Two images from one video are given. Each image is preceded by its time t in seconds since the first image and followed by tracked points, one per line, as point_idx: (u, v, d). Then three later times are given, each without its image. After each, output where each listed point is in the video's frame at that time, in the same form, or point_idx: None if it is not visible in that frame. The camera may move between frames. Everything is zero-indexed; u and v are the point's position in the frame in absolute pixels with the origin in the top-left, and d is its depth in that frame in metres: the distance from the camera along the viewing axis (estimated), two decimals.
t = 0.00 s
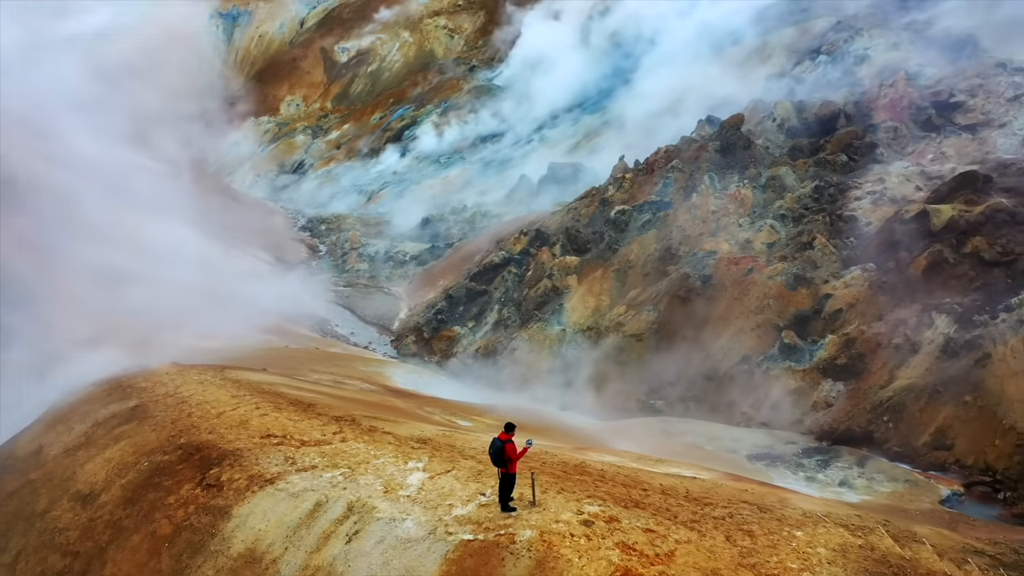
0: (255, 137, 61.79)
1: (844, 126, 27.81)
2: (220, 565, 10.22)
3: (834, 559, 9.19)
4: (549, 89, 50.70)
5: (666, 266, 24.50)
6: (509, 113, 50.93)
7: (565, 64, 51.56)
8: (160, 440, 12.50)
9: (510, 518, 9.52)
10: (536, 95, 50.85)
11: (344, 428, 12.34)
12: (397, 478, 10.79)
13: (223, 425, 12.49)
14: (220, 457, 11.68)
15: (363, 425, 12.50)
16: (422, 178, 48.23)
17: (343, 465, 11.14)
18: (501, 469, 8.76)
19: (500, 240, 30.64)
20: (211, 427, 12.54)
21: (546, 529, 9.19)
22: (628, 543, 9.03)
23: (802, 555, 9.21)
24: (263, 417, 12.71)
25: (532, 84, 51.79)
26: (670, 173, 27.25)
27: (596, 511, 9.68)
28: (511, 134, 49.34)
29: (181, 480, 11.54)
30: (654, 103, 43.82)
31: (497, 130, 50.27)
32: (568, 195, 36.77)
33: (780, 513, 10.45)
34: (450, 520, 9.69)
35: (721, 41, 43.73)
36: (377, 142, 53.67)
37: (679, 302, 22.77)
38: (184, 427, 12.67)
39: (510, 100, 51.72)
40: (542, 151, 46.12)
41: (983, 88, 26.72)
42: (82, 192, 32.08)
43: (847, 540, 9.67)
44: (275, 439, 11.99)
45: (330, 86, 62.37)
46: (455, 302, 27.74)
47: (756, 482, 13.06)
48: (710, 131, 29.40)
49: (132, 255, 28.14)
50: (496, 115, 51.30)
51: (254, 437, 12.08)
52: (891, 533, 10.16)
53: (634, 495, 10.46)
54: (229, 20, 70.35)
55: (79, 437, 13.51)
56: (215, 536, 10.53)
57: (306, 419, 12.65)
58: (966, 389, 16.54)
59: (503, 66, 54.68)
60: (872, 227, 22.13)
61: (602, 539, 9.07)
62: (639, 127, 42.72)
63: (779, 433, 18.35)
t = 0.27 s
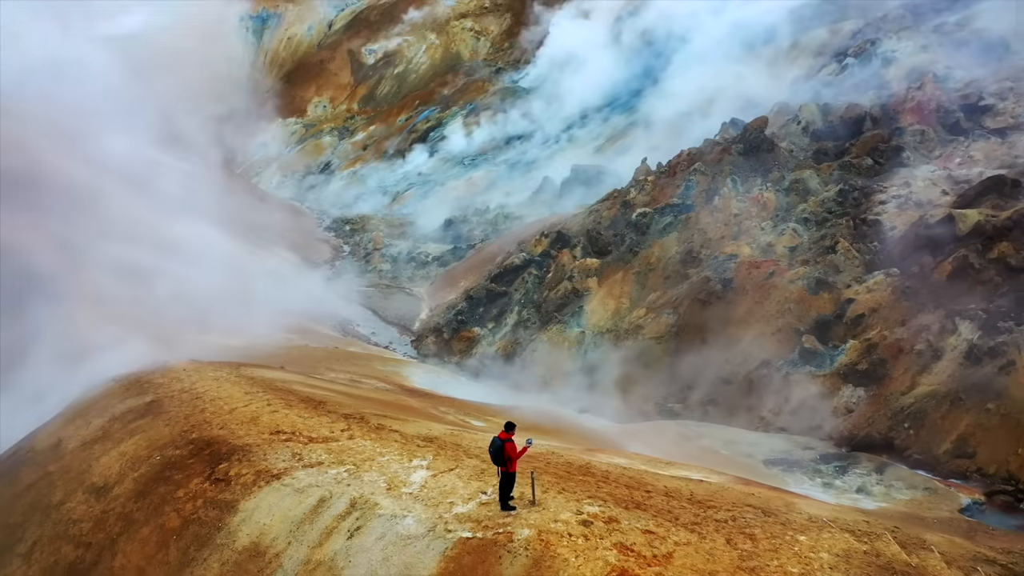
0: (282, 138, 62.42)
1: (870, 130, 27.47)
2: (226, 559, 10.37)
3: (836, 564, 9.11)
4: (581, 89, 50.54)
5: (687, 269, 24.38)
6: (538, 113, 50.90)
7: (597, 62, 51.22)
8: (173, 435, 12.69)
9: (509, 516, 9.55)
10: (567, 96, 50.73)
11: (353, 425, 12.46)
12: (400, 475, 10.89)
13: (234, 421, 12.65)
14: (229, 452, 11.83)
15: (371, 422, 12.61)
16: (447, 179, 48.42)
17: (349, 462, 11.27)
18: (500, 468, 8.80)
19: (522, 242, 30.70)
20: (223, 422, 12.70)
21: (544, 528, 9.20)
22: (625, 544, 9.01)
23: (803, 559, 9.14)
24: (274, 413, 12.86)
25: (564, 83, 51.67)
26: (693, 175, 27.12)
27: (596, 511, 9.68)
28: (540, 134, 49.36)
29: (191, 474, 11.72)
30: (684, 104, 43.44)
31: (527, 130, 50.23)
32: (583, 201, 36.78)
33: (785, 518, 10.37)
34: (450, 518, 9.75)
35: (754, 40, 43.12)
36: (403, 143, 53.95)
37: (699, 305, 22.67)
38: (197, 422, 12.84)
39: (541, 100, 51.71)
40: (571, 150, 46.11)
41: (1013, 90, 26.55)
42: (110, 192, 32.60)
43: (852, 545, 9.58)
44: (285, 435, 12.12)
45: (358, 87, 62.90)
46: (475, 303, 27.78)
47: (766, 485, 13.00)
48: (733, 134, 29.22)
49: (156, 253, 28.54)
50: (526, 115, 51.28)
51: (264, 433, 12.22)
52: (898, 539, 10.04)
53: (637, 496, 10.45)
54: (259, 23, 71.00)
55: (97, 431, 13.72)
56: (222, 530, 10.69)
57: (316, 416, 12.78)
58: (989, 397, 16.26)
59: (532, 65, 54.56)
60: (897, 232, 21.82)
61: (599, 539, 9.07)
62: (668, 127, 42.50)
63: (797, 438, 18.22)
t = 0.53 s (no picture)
0: (309, 139, 62.97)
1: (896, 133, 27.10)
2: (230, 554, 10.35)
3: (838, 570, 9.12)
4: (611, 87, 50.55)
5: (707, 272, 24.24)
6: (567, 112, 50.86)
7: (628, 61, 51.42)
8: (185, 431, 12.80)
9: (508, 516, 9.47)
10: (597, 94, 50.74)
11: (361, 424, 12.56)
12: (404, 474, 10.92)
13: (244, 418, 12.78)
14: (239, 448, 11.93)
15: (379, 421, 12.71)
16: (471, 181, 48.59)
17: (354, 460, 11.32)
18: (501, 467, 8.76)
19: (543, 244, 30.76)
20: (234, 419, 12.82)
21: (542, 528, 9.09)
22: (624, 546, 8.89)
23: (805, 565, 9.09)
24: (283, 411, 12.99)
25: (594, 82, 51.75)
26: (715, 179, 26.96)
27: (595, 513, 9.62)
28: (568, 133, 49.30)
29: (199, 470, 11.77)
30: (715, 101, 43.26)
31: (555, 130, 50.26)
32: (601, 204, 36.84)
33: (787, 524, 10.35)
34: (449, 517, 9.70)
35: (787, 41, 43.24)
36: (428, 145, 54.17)
37: (719, 310, 22.56)
38: (209, 419, 12.98)
39: (570, 100, 51.73)
40: (598, 149, 45.98)
41: None
42: (139, 190, 33.04)
43: (855, 552, 9.62)
44: (293, 433, 12.24)
45: (384, 90, 63.31)
46: (495, 305, 27.92)
47: (775, 491, 12.95)
48: (758, 137, 28.81)
49: (182, 253, 28.90)
50: (555, 115, 51.33)
51: (273, 430, 12.34)
52: (904, 547, 10.09)
53: (638, 500, 10.42)
54: (287, 25, 72.79)
55: (113, 426, 13.90)
56: (227, 524, 10.70)
57: (324, 415, 12.90)
58: (1012, 406, 15.88)
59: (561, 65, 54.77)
60: (921, 238, 21.44)
61: (598, 540, 8.95)
62: (696, 126, 42.31)
63: (816, 445, 18.02)
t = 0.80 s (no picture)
0: (334, 141, 63.48)
1: (922, 138, 26.74)
2: (234, 549, 10.52)
3: None
4: (642, 87, 50.27)
5: (727, 277, 24.08)
6: (596, 113, 50.71)
7: (658, 60, 51.12)
8: (196, 427, 12.98)
9: (507, 516, 9.53)
10: (627, 94, 50.47)
11: (367, 423, 12.65)
12: (406, 473, 11.00)
13: (254, 415, 12.94)
14: (246, 445, 12.09)
15: (386, 420, 12.81)
16: (494, 184, 48.72)
17: (358, 458, 11.43)
18: (501, 468, 8.90)
19: (563, 247, 30.74)
20: (244, 416, 12.99)
21: (539, 529, 9.15)
22: (620, 548, 8.94)
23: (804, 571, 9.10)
24: (292, 409, 13.12)
25: (625, 82, 51.49)
26: (737, 182, 26.80)
27: (593, 514, 9.64)
28: (597, 133, 49.18)
29: (208, 466, 11.95)
30: (747, 101, 42.75)
31: (584, 131, 50.15)
32: (621, 207, 36.78)
33: (790, 529, 10.32)
34: (448, 516, 9.79)
35: (822, 37, 42.69)
36: (451, 147, 54.22)
37: (739, 314, 22.39)
38: (220, 415, 13.15)
39: (599, 100, 51.59)
40: (626, 150, 45.77)
41: None
42: (167, 190, 33.54)
43: (858, 558, 9.61)
44: (300, 430, 12.36)
45: (409, 92, 63.60)
46: (514, 307, 27.96)
47: (783, 496, 12.85)
48: (781, 140, 28.56)
49: (205, 253, 29.24)
50: (583, 115, 51.21)
51: (280, 427, 12.48)
52: (911, 556, 10.23)
53: (639, 502, 10.42)
54: (315, 28, 73.37)
55: (128, 422, 14.14)
56: (232, 520, 10.86)
57: (332, 413, 13.01)
58: None
59: (590, 65, 54.70)
60: (946, 244, 21.11)
61: (594, 541, 9.00)
62: (726, 125, 41.92)
63: (834, 452, 17.83)
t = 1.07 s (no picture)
0: (360, 143, 63.91)
1: (949, 143, 26.27)
2: (238, 545, 10.60)
3: None
4: (672, 86, 49.45)
5: (748, 281, 23.92)
6: (625, 113, 50.22)
7: (688, 59, 50.03)
8: (208, 425, 13.15)
9: (505, 517, 9.54)
10: (657, 94, 49.77)
11: (375, 422, 12.72)
12: (409, 473, 11.05)
13: (263, 413, 13.08)
14: (254, 443, 12.21)
15: (393, 420, 12.87)
16: (517, 186, 48.78)
17: (363, 458, 11.50)
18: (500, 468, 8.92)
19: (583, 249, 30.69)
20: (254, 414, 13.13)
21: (536, 531, 9.15)
22: (616, 551, 8.93)
23: None
24: (301, 408, 13.23)
25: (655, 81, 50.76)
26: (759, 186, 26.61)
27: (592, 517, 9.62)
28: (626, 134, 48.63)
29: (216, 463, 12.09)
30: (777, 103, 42.03)
31: (612, 132, 49.58)
32: (643, 210, 36.64)
33: (792, 536, 10.26)
34: (447, 516, 9.82)
35: (855, 33, 41.13)
36: (476, 149, 54.31)
37: (759, 318, 22.21)
38: (231, 413, 13.32)
39: (629, 101, 51.02)
40: (652, 150, 45.44)
41: None
42: (194, 190, 34.02)
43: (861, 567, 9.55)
44: (307, 429, 12.47)
45: (434, 94, 63.79)
46: (534, 309, 27.97)
47: (793, 502, 12.72)
48: (805, 144, 28.33)
49: (229, 253, 29.58)
50: (612, 116, 50.73)
51: (288, 426, 12.59)
52: (917, 565, 10.09)
53: (639, 506, 10.39)
54: (342, 31, 73.84)
55: (143, 418, 14.34)
56: (237, 516, 10.97)
57: (340, 412, 13.10)
58: None
59: (616, 66, 53.92)
60: (971, 249, 20.70)
61: (591, 544, 8.99)
62: (755, 127, 41.46)
63: (853, 459, 17.63)
